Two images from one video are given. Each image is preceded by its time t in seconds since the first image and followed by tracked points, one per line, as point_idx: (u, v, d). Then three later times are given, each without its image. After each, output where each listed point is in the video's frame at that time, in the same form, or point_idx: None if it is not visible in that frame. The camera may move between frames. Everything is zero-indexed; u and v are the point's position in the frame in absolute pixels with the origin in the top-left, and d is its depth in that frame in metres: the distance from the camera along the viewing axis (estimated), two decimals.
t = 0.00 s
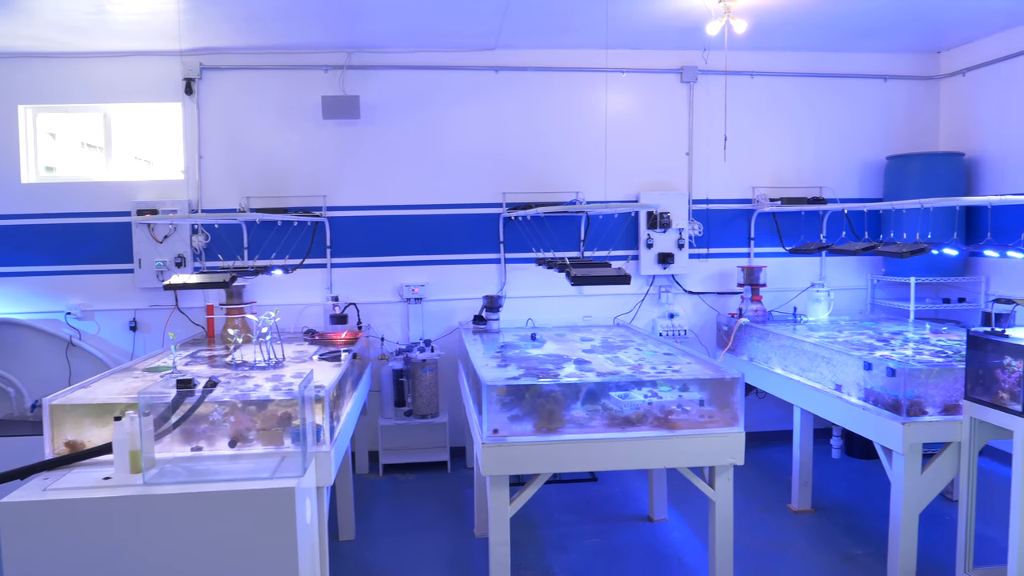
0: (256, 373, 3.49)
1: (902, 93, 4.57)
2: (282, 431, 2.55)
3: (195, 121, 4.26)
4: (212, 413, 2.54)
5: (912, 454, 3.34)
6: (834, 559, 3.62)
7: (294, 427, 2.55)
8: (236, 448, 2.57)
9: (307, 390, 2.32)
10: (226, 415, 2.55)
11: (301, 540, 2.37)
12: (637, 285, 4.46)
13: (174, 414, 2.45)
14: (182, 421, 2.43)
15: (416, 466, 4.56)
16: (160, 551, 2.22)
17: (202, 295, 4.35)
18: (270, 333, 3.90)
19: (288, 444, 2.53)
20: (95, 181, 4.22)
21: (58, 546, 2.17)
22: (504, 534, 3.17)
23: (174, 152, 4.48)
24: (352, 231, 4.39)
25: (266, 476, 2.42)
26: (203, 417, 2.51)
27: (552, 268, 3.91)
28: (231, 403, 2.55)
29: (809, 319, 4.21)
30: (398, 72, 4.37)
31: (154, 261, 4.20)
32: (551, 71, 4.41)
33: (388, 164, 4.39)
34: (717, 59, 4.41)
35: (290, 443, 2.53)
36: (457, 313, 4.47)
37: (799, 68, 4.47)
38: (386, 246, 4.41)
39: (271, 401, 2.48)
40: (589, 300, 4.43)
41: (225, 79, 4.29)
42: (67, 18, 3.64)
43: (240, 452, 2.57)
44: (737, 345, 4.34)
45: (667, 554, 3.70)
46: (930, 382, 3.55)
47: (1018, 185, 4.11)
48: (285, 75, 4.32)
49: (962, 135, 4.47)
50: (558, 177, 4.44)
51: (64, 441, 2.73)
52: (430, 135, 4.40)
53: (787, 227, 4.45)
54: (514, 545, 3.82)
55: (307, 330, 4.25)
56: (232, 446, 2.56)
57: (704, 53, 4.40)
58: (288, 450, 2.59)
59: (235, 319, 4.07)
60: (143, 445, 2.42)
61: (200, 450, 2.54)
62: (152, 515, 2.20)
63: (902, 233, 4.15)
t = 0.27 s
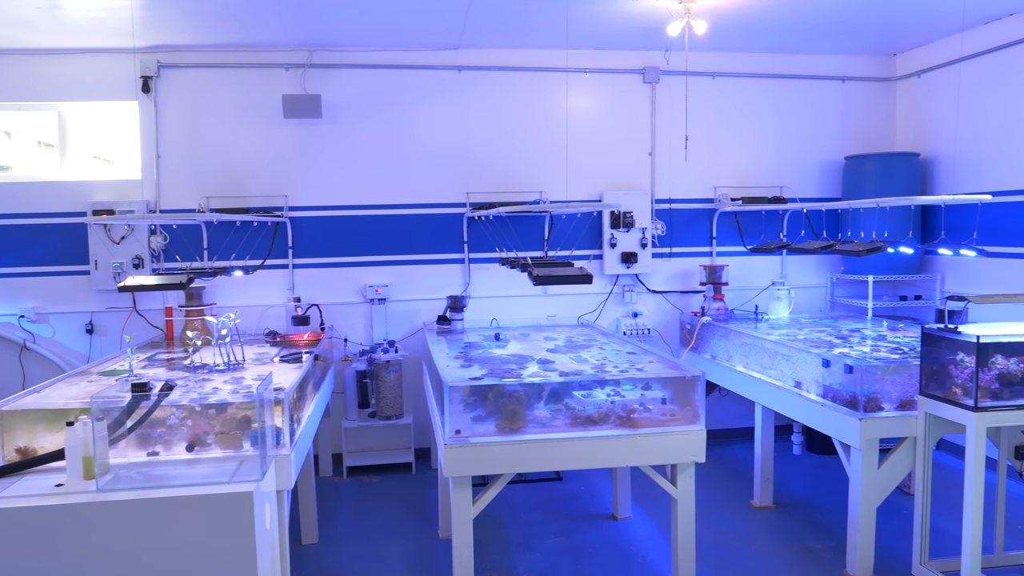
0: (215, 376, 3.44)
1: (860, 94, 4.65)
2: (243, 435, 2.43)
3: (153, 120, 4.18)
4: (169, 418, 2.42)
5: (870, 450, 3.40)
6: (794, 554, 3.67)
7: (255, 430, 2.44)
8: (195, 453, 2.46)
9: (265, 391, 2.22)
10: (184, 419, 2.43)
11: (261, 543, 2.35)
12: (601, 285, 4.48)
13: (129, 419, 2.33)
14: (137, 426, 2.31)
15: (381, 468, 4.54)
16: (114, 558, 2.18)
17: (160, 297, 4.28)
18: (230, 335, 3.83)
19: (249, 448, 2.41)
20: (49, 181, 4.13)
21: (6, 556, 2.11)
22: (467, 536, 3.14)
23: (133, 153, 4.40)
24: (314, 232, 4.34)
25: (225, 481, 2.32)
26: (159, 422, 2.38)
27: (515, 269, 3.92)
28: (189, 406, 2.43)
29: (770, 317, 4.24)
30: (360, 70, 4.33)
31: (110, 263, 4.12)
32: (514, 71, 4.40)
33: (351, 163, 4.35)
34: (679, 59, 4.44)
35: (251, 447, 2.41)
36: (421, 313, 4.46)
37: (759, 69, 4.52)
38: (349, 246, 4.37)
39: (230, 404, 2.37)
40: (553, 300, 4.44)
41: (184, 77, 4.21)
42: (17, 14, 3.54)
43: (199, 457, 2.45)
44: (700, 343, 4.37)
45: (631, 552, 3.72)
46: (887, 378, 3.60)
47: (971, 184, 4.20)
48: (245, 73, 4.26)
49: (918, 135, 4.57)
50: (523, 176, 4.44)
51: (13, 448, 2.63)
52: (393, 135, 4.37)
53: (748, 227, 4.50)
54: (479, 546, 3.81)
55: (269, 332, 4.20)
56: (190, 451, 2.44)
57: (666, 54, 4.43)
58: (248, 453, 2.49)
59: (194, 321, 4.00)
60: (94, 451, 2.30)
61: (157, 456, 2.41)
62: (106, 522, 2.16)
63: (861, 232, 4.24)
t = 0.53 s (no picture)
0: (175, 378, 3.38)
1: (823, 94, 4.72)
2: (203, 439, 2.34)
3: (112, 119, 4.10)
4: (128, 421, 2.32)
5: (831, 446, 3.46)
6: (759, 550, 3.70)
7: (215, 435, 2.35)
8: (155, 456, 2.37)
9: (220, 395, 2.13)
10: (143, 423, 2.33)
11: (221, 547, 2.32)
12: (567, 284, 4.48)
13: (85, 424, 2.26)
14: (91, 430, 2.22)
15: (347, 470, 4.50)
16: (66, 565, 2.13)
17: (120, 299, 4.21)
18: (192, 336, 3.77)
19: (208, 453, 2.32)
20: (4, 181, 4.04)
21: None
22: (432, 537, 3.10)
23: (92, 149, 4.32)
24: (278, 232, 4.30)
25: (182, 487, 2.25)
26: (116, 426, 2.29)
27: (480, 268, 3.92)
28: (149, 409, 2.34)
29: (735, 315, 4.26)
30: (324, 69, 4.29)
31: (68, 264, 4.04)
32: (479, 71, 4.39)
33: (315, 163, 4.31)
34: (645, 60, 4.46)
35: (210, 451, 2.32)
36: (387, 313, 4.43)
37: (724, 69, 4.56)
38: (314, 246, 4.33)
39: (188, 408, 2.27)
40: (519, 300, 4.44)
41: (144, 75, 4.14)
42: None
43: (159, 461, 2.36)
44: (666, 342, 4.40)
45: (597, 551, 3.73)
46: (848, 375, 3.65)
47: (931, 185, 4.33)
48: (207, 71, 4.19)
49: (879, 135, 4.65)
50: (490, 175, 4.43)
51: None
52: (358, 134, 4.34)
53: (712, 226, 4.53)
54: (445, 547, 3.79)
55: (232, 334, 4.14)
56: (149, 455, 2.35)
57: (632, 54, 4.45)
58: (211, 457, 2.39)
59: (155, 323, 3.93)
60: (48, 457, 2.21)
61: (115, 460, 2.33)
62: (57, 529, 2.11)
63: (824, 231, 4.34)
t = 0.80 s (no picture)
0: (136, 381, 3.32)
1: (787, 95, 4.77)
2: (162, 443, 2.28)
3: (70, 117, 4.02)
4: (86, 426, 2.26)
5: (795, 443, 3.51)
6: (724, 547, 3.74)
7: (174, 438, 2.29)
8: (114, 461, 2.31)
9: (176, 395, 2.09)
10: (101, 427, 2.28)
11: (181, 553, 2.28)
12: (535, 284, 4.49)
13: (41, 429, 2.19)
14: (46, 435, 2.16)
15: (313, 472, 4.47)
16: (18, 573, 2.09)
17: (80, 301, 4.13)
18: (153, 338, 3.70)
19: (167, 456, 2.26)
20: None
21: None
22: (395, 546, 3.03)
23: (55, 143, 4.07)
24: (242, 232, 4.25)
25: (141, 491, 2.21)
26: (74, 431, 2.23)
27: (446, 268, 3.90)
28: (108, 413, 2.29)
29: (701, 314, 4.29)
30: (288, 67, 4.24)
31: (26, 265, 3.96)
32: (446, 70, 4.37)
33: (279, 162, 4.26)
34: (611, 60, 4.48)
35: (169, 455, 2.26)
36: (353, 314, 4.40)
37: (689, 70, 4.60)
38: (279, 247, 4.29)
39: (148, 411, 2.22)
40: (486, 300, 4.44)
41: (103, 73, 4.06)
42: None
43: (117, 466, 2.30)
44: (632, 341, 4.42)
45: (564, 550, 3.73)
46: (812, 371, 3.67)
47: (892, 184, 4.41)
48: (169, 69, 4.13)
49: (841, 136, 4.73)
50: (456, 175, 4.41)
51: None
52: (323, 133, 4.30)
53: (678, 225, 4.57)
54: (412, 548, 3.77)
55: (195, 335, 4.08)
56: (107, 460, 2.29)
57: (598, 54, 4.47)
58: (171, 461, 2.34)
59: (116, 324, 3.86)
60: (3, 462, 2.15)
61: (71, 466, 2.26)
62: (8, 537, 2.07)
63: (788, 230, 4.43)
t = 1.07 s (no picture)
0: (91, 385, 3.25)
1: (748, 96, 4.83)
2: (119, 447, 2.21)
3: (23, 114, 3.92)
4: (38, 430, 2.18)
5: (756, 441, 3.55)
6: (686, 544, 3.76)
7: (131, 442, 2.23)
8: (67, 466, 2.23)
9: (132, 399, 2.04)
10: (53, 431, 2.19)
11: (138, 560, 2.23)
12: (499, 284, 4.48)
13: None
14: None
15: (275, 475, 4.43)
16: None
17: (33, 302, 4.03)
18: (109, 340, 3.62)
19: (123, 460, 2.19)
20: None
21: None
22: (358, 542, 3.01)
23: None
24: (202, 232, 4.18)
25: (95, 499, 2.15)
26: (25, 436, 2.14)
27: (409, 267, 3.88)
28: (61, 416, 2.20)
29: (664, 313, 4.32)
30: (249, 65, 4.18)
31: None
32: (410, 69, 4.35)
33: (240, 161, 4.20)
34: (575, 60, 4.49)
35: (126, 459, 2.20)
36: (316, 314, 4.36)
37: (653, 70, 4.63)
38: (240, 247, 4.23)
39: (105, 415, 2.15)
40: (450, 300, 4.44)
41: (58, 68, 3.97)
42: None
43: (70, 470, 2.22)
44: (596, 341, 4.43)
45: (527, 550, 3.73)
46: (771, 370, 3.69)
47: (851, 184, 4.48)
48: (126, 65, 4.04)
49: (802, 136, 4.79)
50: (420, 175, 4.39)
51: None
52: (285, 132, 4.24)
53: (641, 225, 4.60)
54: (375, 550, 3.74)
55: (153, 337, 4.00)
56: (60, 464, 2.21)
57: (562, 54, 4.47)
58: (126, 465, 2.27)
59: (71, 326, 3.77)
60: None
61: (21, 471, 2.18)
62: None
63: (750, 230, 4.48)
